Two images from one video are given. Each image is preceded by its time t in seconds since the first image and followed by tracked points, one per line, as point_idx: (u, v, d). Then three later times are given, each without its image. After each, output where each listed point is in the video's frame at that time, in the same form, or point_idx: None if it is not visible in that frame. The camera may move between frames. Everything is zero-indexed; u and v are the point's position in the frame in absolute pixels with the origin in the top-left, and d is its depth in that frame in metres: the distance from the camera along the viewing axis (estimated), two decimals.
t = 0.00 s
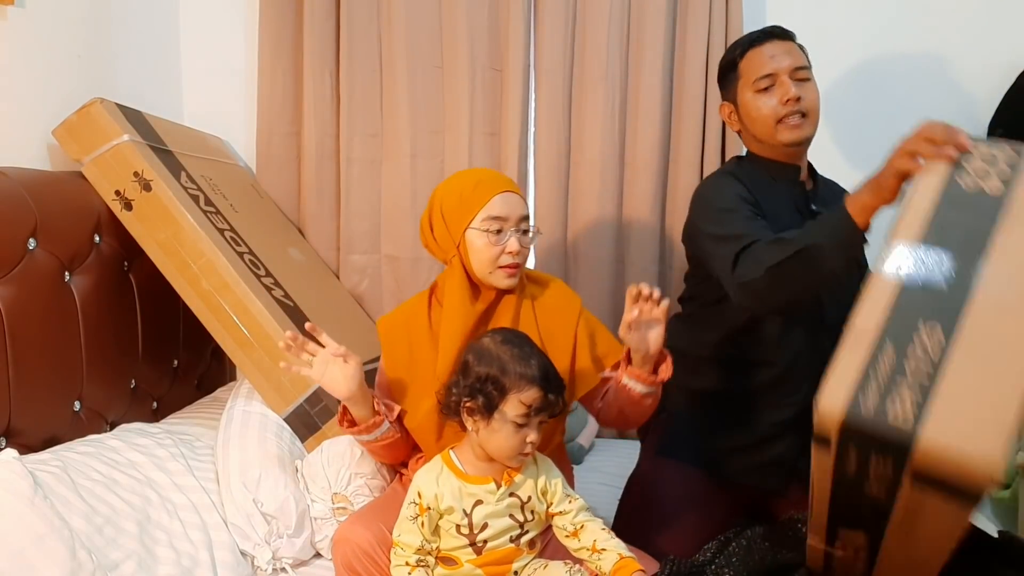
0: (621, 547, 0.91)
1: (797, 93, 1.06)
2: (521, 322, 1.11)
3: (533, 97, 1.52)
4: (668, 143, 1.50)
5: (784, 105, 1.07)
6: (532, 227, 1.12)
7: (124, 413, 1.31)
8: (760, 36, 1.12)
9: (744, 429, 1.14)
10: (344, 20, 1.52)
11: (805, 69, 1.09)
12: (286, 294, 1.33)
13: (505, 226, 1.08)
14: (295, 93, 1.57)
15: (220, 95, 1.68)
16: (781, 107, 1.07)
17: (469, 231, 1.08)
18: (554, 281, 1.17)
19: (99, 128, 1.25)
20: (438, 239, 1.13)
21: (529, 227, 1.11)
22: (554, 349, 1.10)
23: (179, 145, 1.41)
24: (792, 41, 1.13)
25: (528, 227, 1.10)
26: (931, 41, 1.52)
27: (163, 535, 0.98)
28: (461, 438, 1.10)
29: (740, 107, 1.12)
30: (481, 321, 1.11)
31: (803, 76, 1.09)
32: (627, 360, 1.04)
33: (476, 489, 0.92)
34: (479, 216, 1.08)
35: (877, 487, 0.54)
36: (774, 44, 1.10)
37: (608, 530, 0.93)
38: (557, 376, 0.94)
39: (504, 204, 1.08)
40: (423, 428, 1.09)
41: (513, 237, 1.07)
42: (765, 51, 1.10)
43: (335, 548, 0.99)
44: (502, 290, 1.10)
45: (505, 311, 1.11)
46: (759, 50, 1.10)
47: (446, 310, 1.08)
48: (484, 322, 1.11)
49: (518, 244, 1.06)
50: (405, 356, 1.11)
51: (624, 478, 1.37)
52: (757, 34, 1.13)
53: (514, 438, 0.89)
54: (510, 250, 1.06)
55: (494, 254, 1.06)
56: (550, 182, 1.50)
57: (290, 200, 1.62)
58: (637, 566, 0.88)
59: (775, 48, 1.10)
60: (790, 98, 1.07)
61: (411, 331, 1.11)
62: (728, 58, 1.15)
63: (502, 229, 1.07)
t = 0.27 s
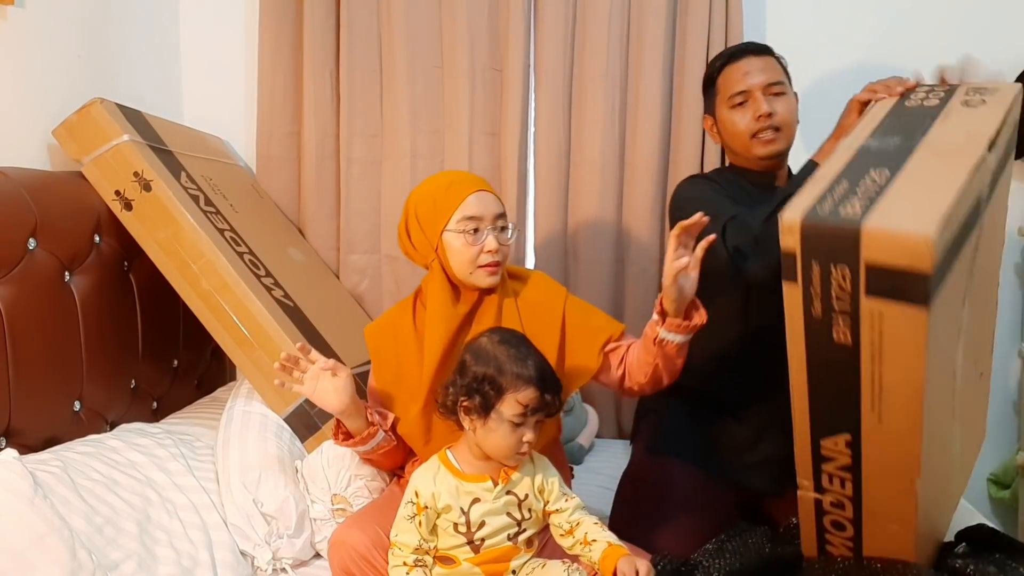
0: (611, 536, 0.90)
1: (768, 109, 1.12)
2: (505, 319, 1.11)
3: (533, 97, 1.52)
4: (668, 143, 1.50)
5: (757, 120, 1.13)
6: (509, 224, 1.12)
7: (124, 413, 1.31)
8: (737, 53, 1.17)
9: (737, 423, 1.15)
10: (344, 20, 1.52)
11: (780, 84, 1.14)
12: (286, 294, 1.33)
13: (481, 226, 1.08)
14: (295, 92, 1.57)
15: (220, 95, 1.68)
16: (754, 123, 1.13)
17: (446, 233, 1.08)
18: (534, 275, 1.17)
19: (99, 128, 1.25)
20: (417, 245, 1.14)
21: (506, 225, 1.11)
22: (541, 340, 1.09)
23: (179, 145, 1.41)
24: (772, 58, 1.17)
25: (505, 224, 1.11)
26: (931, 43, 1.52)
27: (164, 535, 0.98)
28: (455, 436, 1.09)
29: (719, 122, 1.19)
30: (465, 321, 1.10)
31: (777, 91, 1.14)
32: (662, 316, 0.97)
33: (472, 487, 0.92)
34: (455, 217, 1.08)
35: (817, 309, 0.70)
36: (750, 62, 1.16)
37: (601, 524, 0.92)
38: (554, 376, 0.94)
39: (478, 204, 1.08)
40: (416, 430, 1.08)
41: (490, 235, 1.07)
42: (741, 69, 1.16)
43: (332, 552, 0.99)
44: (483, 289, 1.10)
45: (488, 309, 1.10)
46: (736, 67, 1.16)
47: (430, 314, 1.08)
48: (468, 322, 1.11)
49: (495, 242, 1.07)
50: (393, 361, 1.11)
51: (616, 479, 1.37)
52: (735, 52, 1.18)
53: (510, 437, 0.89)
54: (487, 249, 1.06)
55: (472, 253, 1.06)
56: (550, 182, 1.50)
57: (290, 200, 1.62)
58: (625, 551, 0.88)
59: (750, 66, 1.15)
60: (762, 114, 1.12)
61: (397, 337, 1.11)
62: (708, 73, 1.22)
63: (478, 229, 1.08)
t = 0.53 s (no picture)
0: (597, 518, 0.92)
1: (740, 115, 1.17)
2: (495, 317, 1.11)
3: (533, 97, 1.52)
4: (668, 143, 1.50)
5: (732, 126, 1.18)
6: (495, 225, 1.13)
7: (124, 413, 1.31)
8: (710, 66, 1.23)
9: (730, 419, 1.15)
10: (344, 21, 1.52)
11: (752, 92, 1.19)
12: (286, 295, 1.33)
13: (466, 227, 1.09)
14: (295, 93, 1.57)
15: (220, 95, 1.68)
16: (729, 129, 1.18)
17: (432, 236, 1.09)
18: (521, 274, 1.18)
19: (99, 128, 1.25)
20: (403, 250, 1.15)
21: (491, 225, 1.12)
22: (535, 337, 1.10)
23: (180, 145, 1.41)
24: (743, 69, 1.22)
25: (491, 225, 1.12)
26: (930, 43, 1.52)
27: (164, 534, 0.98)
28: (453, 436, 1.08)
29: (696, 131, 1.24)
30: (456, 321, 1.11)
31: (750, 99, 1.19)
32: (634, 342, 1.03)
33: (470, 486, 0.92)
34: (440, 219, 1.09)
35: (771, 280, 0.78)
36: (722, 73, 1.21)
37: (593, 514, 0.93)
38: (549, 373, 0.94)
39: (463, 206, 1.10)
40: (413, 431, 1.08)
41: (475, 236, 1.08)
42: (713, 78, 1.21)
43: (330, 555, 0.99)
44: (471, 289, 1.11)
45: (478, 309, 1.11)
46: (708, 78, 1.21)
47: (421, 315, 1.08)
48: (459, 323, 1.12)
49: (481, 242, 1.08)
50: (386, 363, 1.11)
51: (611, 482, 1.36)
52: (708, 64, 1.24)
53: (507, 434, 0.89)
54: (475, 249, 1.07)
55: (459, 255, 1.07)
56: (550, 182, 1.50)
57: (290, 200, 1.62)
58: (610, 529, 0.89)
59: (722, 76, 1.20)
60: (735, 121, 1.17)
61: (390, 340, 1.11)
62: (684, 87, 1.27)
63: (464, 230, 1.09)
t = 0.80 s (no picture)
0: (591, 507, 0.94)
1: (719, 126, 1.22)
2: (478, 316, 1.13)
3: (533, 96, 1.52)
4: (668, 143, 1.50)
5: (711, 136, 1.22)
6: (467, 227, 1.12)
7: (124, 413, 1.31)
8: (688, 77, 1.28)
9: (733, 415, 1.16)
10: (344, 21, 1.52)
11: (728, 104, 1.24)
12: (286, 295, 1.33)
13: (432, 232, 1.09)
14: (295, 92, 1.57)
15: (221, 95, 1.68)
16: (708, 139, 1.23)
17: (399, 241, 1.11)
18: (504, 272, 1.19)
19: (98, 128, 1.25)
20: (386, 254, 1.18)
21: (461, 228, 1.11)
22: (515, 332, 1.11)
23: (179, 145, 1.41)
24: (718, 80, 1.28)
25: (461, 228, 1.11)
26: (930, 43, 1.52)
27: (164, 534, 0.98)
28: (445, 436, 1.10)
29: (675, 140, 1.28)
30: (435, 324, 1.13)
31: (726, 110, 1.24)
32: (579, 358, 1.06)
33: (466, 482, 0.92)
34: (407, 224, 1.10)
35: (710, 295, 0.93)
36: (698, 84, 1.26)
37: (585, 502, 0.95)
38: (540, 372, 0.94)
39: (427, 210, 1.09)
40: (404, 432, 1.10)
41: (440, 242, 1.08)
42: (690, 89, 1.26)
43: (329, 554, 0.99)
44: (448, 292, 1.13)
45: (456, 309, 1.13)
46: (687, 88, 1.25)
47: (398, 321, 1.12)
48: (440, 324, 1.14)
49: (445, 248, 1.08)
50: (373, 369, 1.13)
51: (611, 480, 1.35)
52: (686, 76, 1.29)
53: (500, 433, 0.89)
54: (437, 255, 1.07)
55: (423, 261, 1.08)
56: (550, 182, 1.50)
57: (290, 200, 1.62)
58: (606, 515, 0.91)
59: (699, 88, 1.25)
60: (714, 131, 1.22)
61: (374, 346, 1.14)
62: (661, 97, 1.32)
63: (429, 234, 1.09)
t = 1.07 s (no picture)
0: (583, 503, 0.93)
1: (693, 142, 1.25)
2: (467, 317, 1.13)
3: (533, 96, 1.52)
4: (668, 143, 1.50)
5: (686, 153, 1.26)
6: (460, 229, 1.12)
7: (123, 413, 1.31)
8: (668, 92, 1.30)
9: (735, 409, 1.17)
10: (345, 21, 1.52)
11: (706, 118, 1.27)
12: (285, 295, 1.33)
13: (426, 233, 1.09)
14: (295, 92, 1.57)
15: (221, 96, 1.68)
16: (684, 153, 1.26)
17: (393, 241, 1.11)
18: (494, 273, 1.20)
19: (98, 128, 1.25)
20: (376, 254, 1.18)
21: (455, 229, 1.11)
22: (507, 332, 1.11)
23: (179, 144, 1.41)
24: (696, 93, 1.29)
25: (455, 229, 1.11)
26: (930, 44, 1.52)
27: (163, 534, 0.98)
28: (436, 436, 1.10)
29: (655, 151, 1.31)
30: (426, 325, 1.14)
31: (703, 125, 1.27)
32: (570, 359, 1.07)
33: (455, 480, 0.92)
34: (399, 226, 1.10)
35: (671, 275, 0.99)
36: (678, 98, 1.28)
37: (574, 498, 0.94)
38: (530, 372, 0.94)
39: (420, 212, 1.09)
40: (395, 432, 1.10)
41: (434, 243, 1.08)
42: (668, 103, 1.28)
43: (325, 558, 0.99)
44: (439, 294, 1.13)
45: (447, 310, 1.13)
46: (666, 101, 1.28)
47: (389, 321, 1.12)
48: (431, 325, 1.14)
49: (439, 250, 1.07)
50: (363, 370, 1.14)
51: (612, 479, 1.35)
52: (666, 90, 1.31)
53: (491, 433, 0.90)
54: (431, 256, 1.07)
55: (417, 262, 1.08)
56: (550, 182, 1.50)
57: (290, 199, 1.62)
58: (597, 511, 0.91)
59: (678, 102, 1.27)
60: (689, 146, 1.26)
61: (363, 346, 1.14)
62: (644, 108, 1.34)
63: (423, 236, 1.09)
